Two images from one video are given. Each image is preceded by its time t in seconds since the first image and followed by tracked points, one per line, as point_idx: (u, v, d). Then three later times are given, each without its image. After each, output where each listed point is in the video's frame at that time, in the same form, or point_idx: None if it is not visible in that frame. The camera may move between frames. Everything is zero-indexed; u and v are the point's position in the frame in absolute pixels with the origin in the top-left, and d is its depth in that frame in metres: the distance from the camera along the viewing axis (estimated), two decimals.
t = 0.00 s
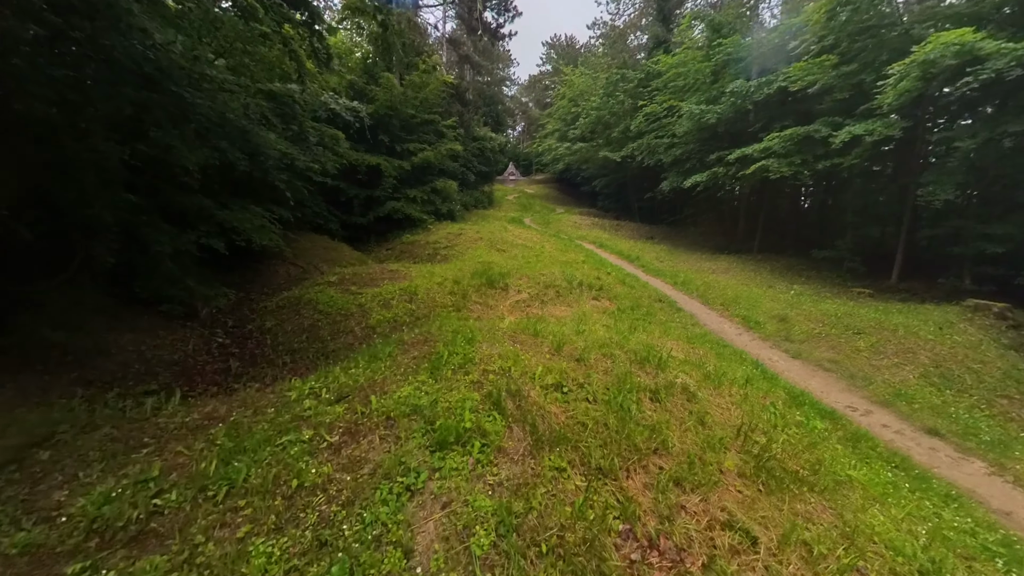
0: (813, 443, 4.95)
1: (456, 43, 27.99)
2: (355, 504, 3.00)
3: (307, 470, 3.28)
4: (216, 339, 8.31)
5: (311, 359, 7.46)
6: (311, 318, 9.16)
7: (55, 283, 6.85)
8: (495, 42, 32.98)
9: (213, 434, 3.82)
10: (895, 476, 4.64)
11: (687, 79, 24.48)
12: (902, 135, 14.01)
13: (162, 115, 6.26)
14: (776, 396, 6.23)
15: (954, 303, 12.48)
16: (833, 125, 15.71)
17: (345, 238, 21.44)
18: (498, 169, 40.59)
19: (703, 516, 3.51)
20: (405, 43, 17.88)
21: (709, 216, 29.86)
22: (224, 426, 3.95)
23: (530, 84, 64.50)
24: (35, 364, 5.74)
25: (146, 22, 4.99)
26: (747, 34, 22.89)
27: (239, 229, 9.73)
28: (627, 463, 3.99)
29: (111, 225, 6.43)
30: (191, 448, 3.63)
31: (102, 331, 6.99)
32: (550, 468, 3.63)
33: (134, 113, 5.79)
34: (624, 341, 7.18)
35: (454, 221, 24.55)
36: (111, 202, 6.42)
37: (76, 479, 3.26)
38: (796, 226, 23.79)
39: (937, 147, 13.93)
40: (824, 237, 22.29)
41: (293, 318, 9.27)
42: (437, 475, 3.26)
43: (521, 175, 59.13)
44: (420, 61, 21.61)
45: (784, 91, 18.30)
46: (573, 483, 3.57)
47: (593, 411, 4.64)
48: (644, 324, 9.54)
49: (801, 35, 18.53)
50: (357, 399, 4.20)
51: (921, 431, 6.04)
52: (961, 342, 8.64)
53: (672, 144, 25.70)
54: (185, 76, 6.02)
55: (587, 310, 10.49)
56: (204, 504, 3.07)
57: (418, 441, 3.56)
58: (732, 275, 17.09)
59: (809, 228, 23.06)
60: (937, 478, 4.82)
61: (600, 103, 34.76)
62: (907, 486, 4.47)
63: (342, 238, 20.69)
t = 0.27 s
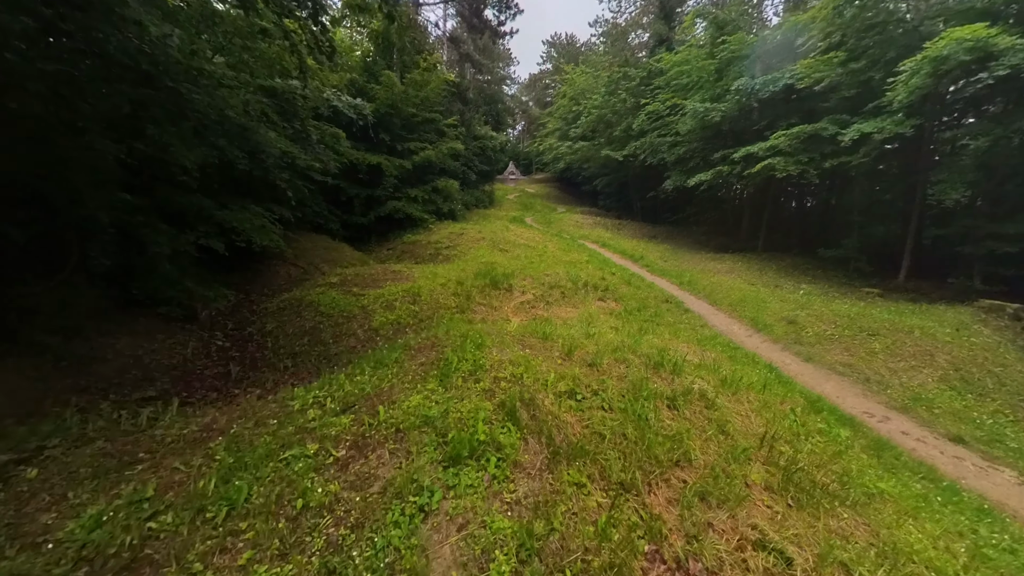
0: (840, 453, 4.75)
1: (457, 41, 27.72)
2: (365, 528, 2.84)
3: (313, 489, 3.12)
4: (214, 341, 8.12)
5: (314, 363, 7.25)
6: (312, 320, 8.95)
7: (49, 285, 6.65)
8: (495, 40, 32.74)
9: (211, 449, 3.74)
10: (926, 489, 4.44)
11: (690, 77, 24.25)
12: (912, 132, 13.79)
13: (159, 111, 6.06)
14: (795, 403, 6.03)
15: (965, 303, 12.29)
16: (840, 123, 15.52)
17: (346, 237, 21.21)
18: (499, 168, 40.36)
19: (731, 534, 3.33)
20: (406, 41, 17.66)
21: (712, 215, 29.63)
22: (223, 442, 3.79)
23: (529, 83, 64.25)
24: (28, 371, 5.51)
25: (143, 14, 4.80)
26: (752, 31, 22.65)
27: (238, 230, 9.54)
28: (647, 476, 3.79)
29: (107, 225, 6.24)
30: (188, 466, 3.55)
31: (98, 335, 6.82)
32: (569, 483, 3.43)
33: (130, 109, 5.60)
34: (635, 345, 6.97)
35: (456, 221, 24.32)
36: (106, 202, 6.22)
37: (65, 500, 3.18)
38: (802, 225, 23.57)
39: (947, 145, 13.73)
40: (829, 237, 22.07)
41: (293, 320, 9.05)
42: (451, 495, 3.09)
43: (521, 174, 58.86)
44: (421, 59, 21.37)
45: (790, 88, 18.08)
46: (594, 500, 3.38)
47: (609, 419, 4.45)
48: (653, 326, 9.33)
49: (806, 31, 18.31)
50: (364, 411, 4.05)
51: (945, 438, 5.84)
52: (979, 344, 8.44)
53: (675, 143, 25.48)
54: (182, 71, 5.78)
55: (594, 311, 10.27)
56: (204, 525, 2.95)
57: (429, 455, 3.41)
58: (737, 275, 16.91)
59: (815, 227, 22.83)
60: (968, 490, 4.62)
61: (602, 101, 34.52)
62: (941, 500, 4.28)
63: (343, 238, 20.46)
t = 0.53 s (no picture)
0: (874, 467, 4.51)
1: (458, 39, 27.40)
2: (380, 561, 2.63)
3: (322, 517, 2.91)
4: (214, 345, 7.87)
5: (317, 368, 7.00)
6: (315, 323, 8.70)
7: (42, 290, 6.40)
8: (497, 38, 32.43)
9: (211, 469, 3.51)
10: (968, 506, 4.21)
11: (695, 74, 23.97)
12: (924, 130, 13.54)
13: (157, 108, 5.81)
14: (819, 411, 5.79)
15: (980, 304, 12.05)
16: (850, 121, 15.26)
17: (347, 238, 20.93)
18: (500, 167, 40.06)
19: (770, 561, 3.11)
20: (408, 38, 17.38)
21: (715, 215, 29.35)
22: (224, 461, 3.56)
23: (529, 83, 64.00)
24: (20, 380, 5.26)
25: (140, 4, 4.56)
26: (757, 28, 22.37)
27: (238, 230, 9.28)
28: (677, 494, 3.55)
29: (103, 226, 5.98)
30: (185, 489, 3.31)
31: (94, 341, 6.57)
32: (596, 504, 3.20)
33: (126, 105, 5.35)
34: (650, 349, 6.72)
35: (457, 220, 24.04)
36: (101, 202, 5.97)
37: (51, 530, 2.94)
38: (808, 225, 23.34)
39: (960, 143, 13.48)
40: (836, 236, 21.83)
41: (295, 323, 8.80)
42: (471, 522, 2.88)
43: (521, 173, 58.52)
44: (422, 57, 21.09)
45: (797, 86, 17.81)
46: (623, 524, 3.14)
47: (632, 432, 4.20)
48: (663, 329, 9.07)
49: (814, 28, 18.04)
50: (373, 425, 3.83)
51: (976, 447, 5.61)
52: (1002, 347, 8.21)
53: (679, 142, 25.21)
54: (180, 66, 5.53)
55: (602, 314, 10.01)
56: (203, 558, 2.72)
57: (446, 476, 3.19)
58: (744, 275, 16.67)
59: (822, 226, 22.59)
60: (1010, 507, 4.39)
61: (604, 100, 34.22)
62: (985, 518, 4.05)
63: (343, 239, 20.19)
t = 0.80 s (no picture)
0: (902, 479, 4.34)
1: (459, 37, 27.17)
2: None
3: (333, 544, 2.75)
4: (214, 349, 7.69)
5: (321, 374, 6.83)
6: (318, 326, 8.52)
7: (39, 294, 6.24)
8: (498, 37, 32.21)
9: (213, 489, 3.35)
10: (1002, 520, 4.04)
11: (698, 73, 23.77)
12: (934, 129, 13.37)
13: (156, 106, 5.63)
14: (839, 419, 5.62)
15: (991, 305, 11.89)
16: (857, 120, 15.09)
17: (347, 238, 20.74)
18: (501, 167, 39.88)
19: None
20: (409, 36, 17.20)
21: (718, 214, 29.16)
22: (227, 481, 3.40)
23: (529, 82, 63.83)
24: (15, 388, 5.10)
25: None
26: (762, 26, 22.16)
27: (239, 232, 9.10)
28: (704, 511, 3.37)
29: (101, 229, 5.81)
30: (187, 512, 3.15)
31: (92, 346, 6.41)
32: (621, 526, 3.03)
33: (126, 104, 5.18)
34: (663, 354, 6.54)
35: (459, 220, 23.85)
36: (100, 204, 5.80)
37: (43, 560, 2.80)
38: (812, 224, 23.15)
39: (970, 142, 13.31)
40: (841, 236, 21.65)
41: (298, 326, 8.62)
42: (492, 549, 2.70)
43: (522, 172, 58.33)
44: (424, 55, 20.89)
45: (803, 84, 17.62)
46: (650, 546, 2.97)
47: (652, 443, 4.03)
48: (672, 332, 8.91)
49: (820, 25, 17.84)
50: (384, 441, 3.67)
51: (1001, 456, 5.45)
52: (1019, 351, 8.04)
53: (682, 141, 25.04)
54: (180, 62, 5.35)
55: (609, 316, 9.84)
56: None
57: (463, 497, 3.04)
58: (749, 276, 16.52)
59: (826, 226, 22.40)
60: None
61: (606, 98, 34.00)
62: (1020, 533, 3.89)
63: (344, 239, 20.00)
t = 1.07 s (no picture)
0: (936, 489, 4.15)
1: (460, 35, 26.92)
2: None
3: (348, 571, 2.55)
4: (216, 352, 7.49)
5: (326, 378, 6.64)
6: (321, 327, 8.32)
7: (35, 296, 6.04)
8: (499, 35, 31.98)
9: (216, 508, 3.15)
10: None
11: (702, 70, 23.54)
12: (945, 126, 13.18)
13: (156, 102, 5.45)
14: (863, 424, 5.42)
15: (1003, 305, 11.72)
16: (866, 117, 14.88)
17: (349, 237, 20.52)
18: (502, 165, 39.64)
19: None
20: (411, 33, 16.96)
21: (722, 213, 28.93)
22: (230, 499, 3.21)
23: (530, 80, 63.46)
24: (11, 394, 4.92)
25: None
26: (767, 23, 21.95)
27: (241, 231, 8.90)
28: (738, 527, 3.18)
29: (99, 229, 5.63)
30: (188, 534, 2.95)
31: (90, 351, 6.22)
32: (654, 546, 2.84)
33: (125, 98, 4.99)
34: (679, 357, 6.34)
35: (461, 219, 23.65)
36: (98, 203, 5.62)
37: None
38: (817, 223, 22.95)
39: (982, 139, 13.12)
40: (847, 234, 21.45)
41: (301, 328, 8.43)
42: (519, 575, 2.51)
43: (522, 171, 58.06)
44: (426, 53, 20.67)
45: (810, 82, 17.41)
46: (685, 568, 2.78)
47: (677, 453, 3.84)
48: (684, 333, 8.71)
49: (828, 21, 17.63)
50: (398, 453, 3.48)
51: None
52: None
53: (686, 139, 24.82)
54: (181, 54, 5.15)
55: (618, 316, 9.64)
56: None
57: (485, 517, 2.85)
58: (756, 275, 16.33)
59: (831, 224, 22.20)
60: None
61: (608, 97, 33.77)
62: None
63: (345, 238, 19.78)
